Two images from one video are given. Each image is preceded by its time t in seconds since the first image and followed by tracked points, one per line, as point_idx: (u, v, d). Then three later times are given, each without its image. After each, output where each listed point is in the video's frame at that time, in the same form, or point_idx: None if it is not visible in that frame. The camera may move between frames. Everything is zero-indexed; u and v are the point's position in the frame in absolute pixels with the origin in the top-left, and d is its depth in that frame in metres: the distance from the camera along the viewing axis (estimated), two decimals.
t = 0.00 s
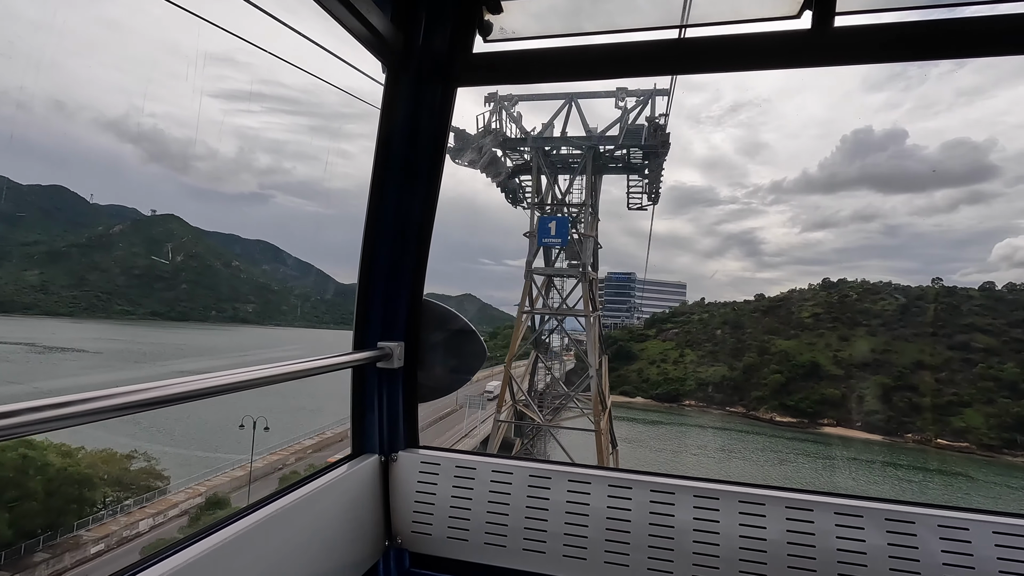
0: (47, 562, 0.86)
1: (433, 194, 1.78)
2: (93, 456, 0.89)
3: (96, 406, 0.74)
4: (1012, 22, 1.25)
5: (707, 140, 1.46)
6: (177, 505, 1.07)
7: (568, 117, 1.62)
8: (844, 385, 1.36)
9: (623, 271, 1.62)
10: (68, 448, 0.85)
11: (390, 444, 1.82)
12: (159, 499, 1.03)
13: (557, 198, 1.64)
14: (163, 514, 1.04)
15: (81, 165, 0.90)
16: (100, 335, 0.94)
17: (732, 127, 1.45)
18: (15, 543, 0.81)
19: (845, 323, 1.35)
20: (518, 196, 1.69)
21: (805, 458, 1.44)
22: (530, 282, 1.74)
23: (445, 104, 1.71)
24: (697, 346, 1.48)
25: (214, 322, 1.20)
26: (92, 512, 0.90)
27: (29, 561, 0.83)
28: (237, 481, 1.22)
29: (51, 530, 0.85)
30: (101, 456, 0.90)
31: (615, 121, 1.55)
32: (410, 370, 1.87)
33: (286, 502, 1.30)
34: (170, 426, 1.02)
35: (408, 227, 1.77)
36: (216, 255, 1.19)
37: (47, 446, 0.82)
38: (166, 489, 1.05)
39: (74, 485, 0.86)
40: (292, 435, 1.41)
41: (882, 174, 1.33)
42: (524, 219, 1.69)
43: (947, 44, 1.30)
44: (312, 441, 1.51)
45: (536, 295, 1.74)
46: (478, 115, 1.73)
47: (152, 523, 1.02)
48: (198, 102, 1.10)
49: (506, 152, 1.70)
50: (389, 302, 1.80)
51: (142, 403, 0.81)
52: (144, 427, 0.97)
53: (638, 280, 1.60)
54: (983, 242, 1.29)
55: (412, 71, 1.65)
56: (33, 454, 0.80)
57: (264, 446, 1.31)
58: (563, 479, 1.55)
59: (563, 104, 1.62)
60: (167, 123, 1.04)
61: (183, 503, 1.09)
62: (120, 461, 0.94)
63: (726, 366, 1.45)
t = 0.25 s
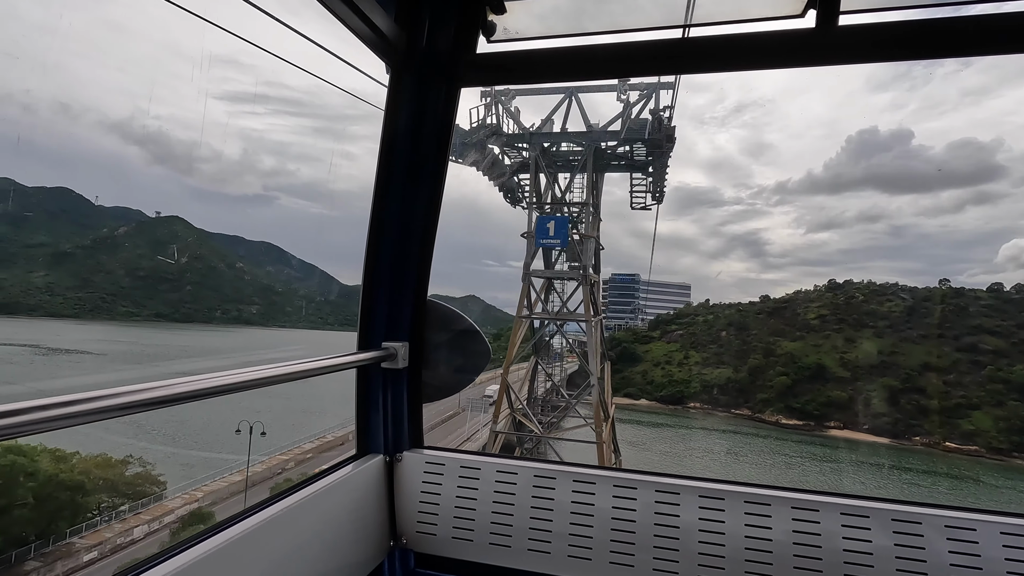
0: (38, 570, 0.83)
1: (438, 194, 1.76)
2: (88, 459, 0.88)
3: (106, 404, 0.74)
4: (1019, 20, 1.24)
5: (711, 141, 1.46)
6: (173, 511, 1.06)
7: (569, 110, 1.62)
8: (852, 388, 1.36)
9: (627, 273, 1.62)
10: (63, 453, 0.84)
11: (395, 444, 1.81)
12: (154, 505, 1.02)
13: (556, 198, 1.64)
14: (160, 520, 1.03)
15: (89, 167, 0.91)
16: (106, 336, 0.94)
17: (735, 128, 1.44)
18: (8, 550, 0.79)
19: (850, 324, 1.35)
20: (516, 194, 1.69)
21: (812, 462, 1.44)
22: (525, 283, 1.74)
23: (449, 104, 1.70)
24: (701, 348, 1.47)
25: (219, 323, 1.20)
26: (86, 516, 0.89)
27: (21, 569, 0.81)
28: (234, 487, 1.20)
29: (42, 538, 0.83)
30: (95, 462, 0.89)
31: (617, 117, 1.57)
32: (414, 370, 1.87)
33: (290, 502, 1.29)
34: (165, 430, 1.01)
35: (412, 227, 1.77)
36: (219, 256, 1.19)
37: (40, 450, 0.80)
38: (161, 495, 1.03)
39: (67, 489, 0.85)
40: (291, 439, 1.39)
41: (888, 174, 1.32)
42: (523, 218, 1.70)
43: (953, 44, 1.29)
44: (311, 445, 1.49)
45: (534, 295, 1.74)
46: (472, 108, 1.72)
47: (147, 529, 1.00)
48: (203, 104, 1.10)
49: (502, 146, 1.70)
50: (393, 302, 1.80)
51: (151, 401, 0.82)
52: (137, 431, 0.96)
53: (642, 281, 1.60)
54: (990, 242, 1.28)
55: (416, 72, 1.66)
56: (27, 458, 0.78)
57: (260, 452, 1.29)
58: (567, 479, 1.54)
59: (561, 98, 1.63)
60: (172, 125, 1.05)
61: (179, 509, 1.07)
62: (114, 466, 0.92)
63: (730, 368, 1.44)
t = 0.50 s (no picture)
0: None
1: (444, 195, 1.77)
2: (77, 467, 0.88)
3: (122, 404, 0.75)
4: None
5: (715, 142, 1.45)
6: (167, 519, 1.04)
7: (569, 101, 1.61)
8: (860, 390, 1.35)
9: (631, 274, 1.60)
10: (56, 460, 0.84)
11: (402, 444, 1.81)
12: (148, 512, 1.01)
13: (555, 195, 1.63)
14: (153, 528, 1.02)
15: (97, 169, 0.91)
16: (109, 338, 0.94)
17: (740, 128, 1.44)
18: None
19: (858, 326, 1.33)
20: (514, 194, 1.68)
21: (817, 465, 1.43)
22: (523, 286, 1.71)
23: (455, 105, 1.70)
24: (706, 351, 1.46)
25: (223, 325, 1.20)
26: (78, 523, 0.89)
27: None
28: (229, 493, 1.18)
29: (33, 547, 0.83)
30: (88, 468, 0.90)
31: (621, 109, 1.56)
32: (421, 371, 1.87)
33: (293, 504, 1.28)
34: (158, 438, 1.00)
35: (419, 229, 1.78)
36: (224, 258, 1.19)
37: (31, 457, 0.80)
38: (156, 501, 1.02)
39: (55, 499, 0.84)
40: (288, 444, 1.36)
41: (895, 174, 1.31)
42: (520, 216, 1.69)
43: (960, 43, 1.28)
44: (311, 449, 1.47)
45: (532, 298, 1.72)
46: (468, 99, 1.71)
47: (140, 537, 1.00)
48: (209, 106, 1.10)
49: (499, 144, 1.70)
50: (400, 302, 1.81)
51: (165, 401, 0.82)
52: (132, 437, 0.95)
53: (646, 282, 1.58)
54: (998, 242, 1.27)
55: (422, 73, 1.66)
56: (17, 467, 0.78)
57: (255, 458, 1.26)
58: (573, 480, 1.53)
59: (558, 92, 1.62)
60: (177, 127, 1.05)
61: (173, 517, 1.06)
62: (107, 472, 0.92)
63: (735, 371, 1.43)
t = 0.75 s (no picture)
0: None
1: (451, 196, 1.78)
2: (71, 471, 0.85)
3: (131, 405, 0.77)
4: None
5: (719, 142, 1.45)
6: (161, 525, 1.02)
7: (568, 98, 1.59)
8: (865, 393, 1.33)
9: (634, 275, 1.61)
10: (50, 464, 0.82)
11: (407, 446, 1.82)
12: (143, 518, 0.98)
13: (552, 195, 1.63)
14: (147, 534, 1.00)
15: (101, 169, 0.91)
16: (113, 339, 0.94)
17: (743, 128, 1.43)
18: None
19: (863, 328, 1.33)
20: (512, 194, 1.68)
21: (823, 469, 1.42)
22: (518, 290, 1.74)
23: (462, 107, 1.72)
24: (710, 352, 1.45)
25: (226, 326, 1.21)
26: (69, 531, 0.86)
27: None
28: (225, 499, 1.16)
29: (24, 554, 0.81)
30: (82, 473, 0.86)
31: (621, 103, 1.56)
32: (427, 373, 1.87)
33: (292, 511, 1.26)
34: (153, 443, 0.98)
35: (425, 230, 1.79)
36: (228, 259, 1.19)
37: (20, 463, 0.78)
38: (151, 507, 1.00)
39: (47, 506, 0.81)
40: (286, 449, 1.34)
41: (901, 174, 1.30)
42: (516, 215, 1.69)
43: (966, 44, 1.27)
44: (309, 453, 1.43)
45: (530, 303, 1.74)
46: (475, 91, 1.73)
47: (134, 544, 0.98)
48: (214, 108, 1.11)
49: (493, 139, 1.74)
50: (406, 303, 1.82)
51: (173, 403, 0.83)
52: (126, 442, 0.92)
53: (649, 284, 1.58)
54: (1005, 243, 1.26)
55: (429, 75, 1.67)
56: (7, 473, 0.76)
57: (253, 461, 1.24)
58: (579, 482, 1.53)
59: (552, 90, 1.60)
60: (182, 128, 1.05)
61: (167, 522, 1.03)
62: (101, 477, 0.89)
63: (740, 373, 1.42)
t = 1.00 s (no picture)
0: None
1: (461, 199, 1.79)
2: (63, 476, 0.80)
3: (141, 410, 0.77)
4: None
5: (722, 143, 1.45)
6: (154, 531, 0.95)
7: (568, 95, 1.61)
8: (870, 395, 1.32)
9: (638, 277, 1.63)
10: (38, 469, 0.76)
11: (417, 447, 1.81)
12: (135, 524, 0.92)
13: (548, 192, 1.68)
14: (139, 540, 0.93)
15: (105, 172, 0.92)
16: (118, 338, 0.94)
17: (746, 129, 1.43)
18: None
19: (867, 330, 1.33)
20: (509, 193, 1.72)
21: (830, 471, 1.41)
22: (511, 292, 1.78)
23: (472, 110, 1.72)
24: (713, 353, 1.45)
25: (229, 327, 1.21)
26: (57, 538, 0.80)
27: None
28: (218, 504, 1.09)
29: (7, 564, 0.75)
30: (71, 480, 0.81)
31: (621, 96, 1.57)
32: (437, 376, 1.86)
33: (297, 517, 1.23)
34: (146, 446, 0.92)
35: (435, 232, 1.79)
36: (231, 260, 1.19)
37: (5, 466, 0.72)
38: (144, 512, 0.93)
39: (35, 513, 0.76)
40: (289, 451, 1.28)
41: (906, 175, 1.30)
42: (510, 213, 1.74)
43: (971, 48, 1.26)
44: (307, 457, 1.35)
45: (526, 308, 1.78)
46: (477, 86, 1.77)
47: (125, 551, 0.91)
48: (218, 110, 1.11)
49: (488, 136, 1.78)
50: (416, 305, 1.81)
51: (184, 408, 0.84)
52: (125, 448, 0.88)
53: (652, 285, 1.59)
54: (1011, 244, 1.25)
55: (440, 78, 1.68)
56: None
57: (252, 463, 1.18)
58: (590, 483, 1.53)
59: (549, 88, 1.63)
60: (187, 130, 1.06)
61: (161, 528, 0.97)
62: (92, 482, 0.83)
63: (743, 376, 1.42)
